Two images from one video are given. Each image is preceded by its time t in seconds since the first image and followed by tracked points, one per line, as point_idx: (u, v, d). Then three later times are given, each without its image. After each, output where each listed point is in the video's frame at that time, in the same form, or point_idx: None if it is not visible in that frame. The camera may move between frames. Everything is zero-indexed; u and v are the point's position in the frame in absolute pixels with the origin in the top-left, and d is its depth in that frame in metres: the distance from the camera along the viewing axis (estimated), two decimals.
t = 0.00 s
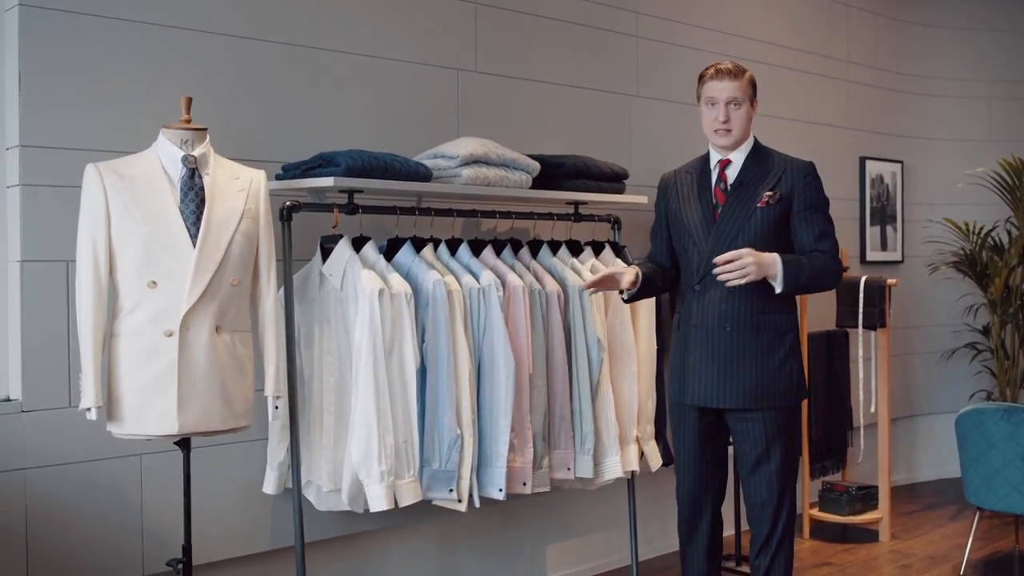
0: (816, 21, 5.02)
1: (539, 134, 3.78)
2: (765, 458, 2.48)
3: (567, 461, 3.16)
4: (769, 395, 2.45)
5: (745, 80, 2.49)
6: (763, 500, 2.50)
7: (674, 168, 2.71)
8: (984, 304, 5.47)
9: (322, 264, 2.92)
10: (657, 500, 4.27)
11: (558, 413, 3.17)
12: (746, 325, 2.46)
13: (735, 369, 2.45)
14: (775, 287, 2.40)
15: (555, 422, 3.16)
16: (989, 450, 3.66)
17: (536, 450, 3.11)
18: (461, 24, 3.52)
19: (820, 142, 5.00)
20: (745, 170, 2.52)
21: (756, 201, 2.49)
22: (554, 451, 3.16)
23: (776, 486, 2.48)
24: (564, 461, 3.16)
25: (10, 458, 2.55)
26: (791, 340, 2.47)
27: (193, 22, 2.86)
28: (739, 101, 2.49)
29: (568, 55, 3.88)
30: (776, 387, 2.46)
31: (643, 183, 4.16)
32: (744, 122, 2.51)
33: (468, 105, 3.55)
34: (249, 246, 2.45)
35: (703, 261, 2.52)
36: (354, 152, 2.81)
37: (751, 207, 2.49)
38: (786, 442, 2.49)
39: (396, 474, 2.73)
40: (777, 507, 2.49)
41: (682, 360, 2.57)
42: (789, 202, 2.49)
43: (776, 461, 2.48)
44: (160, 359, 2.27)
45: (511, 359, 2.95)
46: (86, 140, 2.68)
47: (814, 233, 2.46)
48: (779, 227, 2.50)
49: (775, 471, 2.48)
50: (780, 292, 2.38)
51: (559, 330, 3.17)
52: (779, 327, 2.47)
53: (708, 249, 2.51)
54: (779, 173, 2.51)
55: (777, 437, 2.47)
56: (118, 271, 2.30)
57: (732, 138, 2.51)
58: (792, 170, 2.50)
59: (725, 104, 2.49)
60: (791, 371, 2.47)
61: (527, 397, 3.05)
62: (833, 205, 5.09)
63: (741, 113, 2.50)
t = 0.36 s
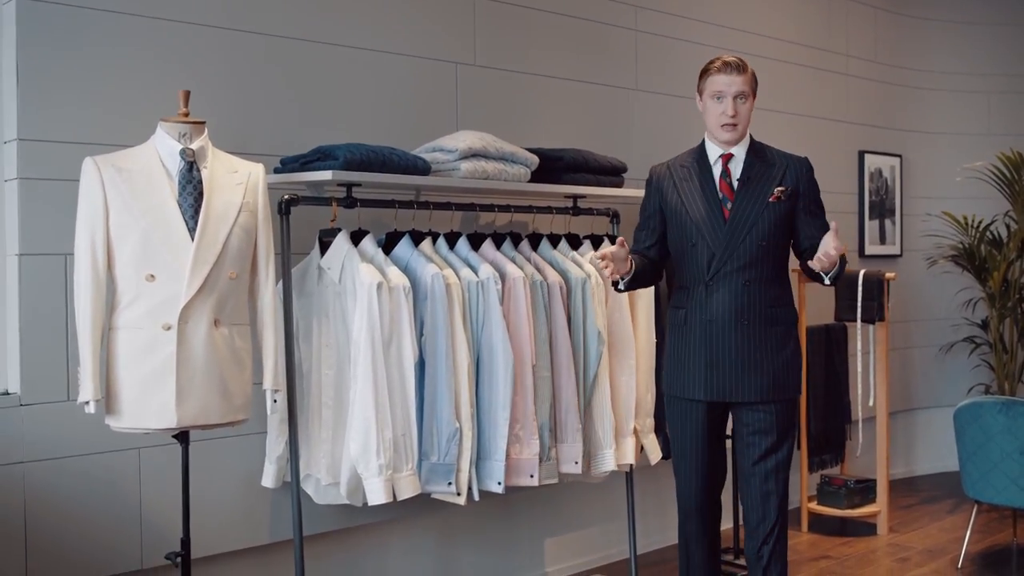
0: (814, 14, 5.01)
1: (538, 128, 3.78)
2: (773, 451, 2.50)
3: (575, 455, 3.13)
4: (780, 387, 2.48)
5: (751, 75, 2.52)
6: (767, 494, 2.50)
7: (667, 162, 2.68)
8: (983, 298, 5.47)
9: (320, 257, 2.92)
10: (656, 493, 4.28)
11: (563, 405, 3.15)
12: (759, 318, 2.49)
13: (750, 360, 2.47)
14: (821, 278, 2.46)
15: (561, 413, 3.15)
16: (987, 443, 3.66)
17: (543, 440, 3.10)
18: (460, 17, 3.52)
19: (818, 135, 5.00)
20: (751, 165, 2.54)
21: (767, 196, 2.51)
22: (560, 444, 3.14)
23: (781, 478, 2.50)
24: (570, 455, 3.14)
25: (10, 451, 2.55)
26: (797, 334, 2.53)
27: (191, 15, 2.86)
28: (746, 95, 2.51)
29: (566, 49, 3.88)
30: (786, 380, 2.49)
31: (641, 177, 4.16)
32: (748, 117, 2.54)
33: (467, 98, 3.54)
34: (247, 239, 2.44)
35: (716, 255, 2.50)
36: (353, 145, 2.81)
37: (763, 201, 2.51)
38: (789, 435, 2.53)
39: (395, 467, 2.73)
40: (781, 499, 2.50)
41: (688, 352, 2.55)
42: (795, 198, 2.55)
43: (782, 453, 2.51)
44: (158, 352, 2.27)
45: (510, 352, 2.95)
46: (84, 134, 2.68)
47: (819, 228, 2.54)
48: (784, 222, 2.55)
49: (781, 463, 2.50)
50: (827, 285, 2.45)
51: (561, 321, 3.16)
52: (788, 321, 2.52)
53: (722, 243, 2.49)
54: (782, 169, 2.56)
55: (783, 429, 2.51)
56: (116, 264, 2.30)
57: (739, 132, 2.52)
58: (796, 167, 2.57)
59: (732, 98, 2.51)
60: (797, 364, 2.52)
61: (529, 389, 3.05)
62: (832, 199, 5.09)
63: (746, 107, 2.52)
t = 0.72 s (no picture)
0: (811, 10, 5.01)
1: (534, 123, 3.77)
2: (765, 447, 2.50)
3: (564, 451, 3.17)
4: (771, 382, 2.49)
5: (749, 69, 2.51)
6: (761, 490, 2.51)
7: (665, 155, 2.69)
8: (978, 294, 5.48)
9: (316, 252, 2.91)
10: (652, 488, 4.28)
11: (555, 402, 3.16)
12: (750, 314, 2.50)
13: (740, 355, 2.48)
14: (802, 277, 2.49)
15: (552, 411, 3.16)
16: (981, 440, 3.67)
17: (537, 436, 3.11)
18: (456, 12, 3.51)
19: (815, 131, 5.00)
20: (747, 160, 2.54)
21: (761, 191, 2.51)
22: (552, 440, 3.16)
23: (775, 474, 2.50)
24: (561, 451, 3.17)
25: (5, 446, 2.55)
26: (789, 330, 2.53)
27: (186, 10, 2.85)
28: (744, 90, 2.50)
29: (562, 43, 3.87)
30: (777, 376, 2.50)
31: (637, 172, 4.16)
32: (745, 111, 2.54)
33: (463, 93, 3.54)
34: (243, 234, 2.44)
35: (706, 249, 2.51)
36: (348, 140, 2.80)
37: (756, 197, 2.51)
38: (782, 431, 2.53)
39: (391, 462, 2.72)
40: (774, 495, 2.51)
41: (679, 348, 2.56)
42: (790, 193, 2.54)
43: (775, 449, 2.51)
44: (153, 347, 2.27)
45: (506, 348, 2.95)
46: (79, 128, 2.67)
47: (813, 225, 2.53)
48: (779, 218, 2.54)
49: (774, 459, 2.50)
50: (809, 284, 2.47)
51: (555, 317, 3.16)
52: (779, 316, 2.52)
53: (713, 236, 2.50)
54: (779, 165, 2.55)
55: (775, 425, 2.51)
56: (111, 259, 2.29)
57: (735, 126, 2.53)
58: (792, 163, 2.56)
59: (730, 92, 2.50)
60: (789, 359, 2.52)
61: (525, 385, 3.04)
62: (828, 195, 5.09)
63: (744, 101, 2.52)
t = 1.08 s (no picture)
0: (809, 12, 5.02)
1: (532, 125, 3.77)
2: (762, 449, 2.51)
3: (553, 453, 3.16)
4: (767, 386, 2.49)
5: (750, 69, 2.54)
6: (757, 492, 2.52)
7: (668, 156, 2.72)
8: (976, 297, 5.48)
9: (313, 253, 2.91)
10: (649, 490, 4.28)
11: (546, 405, 3.17)
12: (746, 315, 2.49)
13: (736, 358, 2.48)
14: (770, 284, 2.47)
15: (543, 414, 3.17)
16: (978, 442, 3.68)
17: (527, 440, 3.11)
18: (454, 14, 3.51)
19: (812, 134, 5.01)
20: (747, 161, 2.55)
21: (759, 192, 2.52)
22: (542, 442, 3.16)
23: (772, 476, 2.51)
24: (550, 453, 3.17)
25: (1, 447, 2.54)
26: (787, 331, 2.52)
27: (184, 10, 2.85)
28: (745, 88, 2.53)
29: (561, 45, 3.88)
30: (774, 379, 2.49)
31: (635, 174, 4.16)
32: (746, 111, 2.56)
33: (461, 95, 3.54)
34: (240, 235, 2.44)
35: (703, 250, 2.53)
36: (345, 141, 2.80)
37: (754, 198, 2.52)
38: (780, 433, 2.53)
39: (388, 464, 2.72)
40: (772, 497, 2.52)
41: (676, 350, 2.57)
42: (790, 195, 2.54)
43: (772, 451, 2.52)
44: (150, 348, 2.27)
45: (503, 349, 2.95)
46: (76, 128, 2.67)
47: (812, 227, 2.53)
48: (778, 219, 2.55)
49: (771, 461, 2.51)
50: (774, 289, 2.45)
51: (549, 319, 3.16)
52: (776, 318, 2.51)
53: (708, 238, 2.53)
54: (780, 166, 2.55)
55: (772, 428, 2.51)
56: (108, 260, 2.29)
57: (735, 124, 2.54)
58: (793, 164, 2.55)
59: (731, 90, 2.53)
60: (787, 361, 2.51)
61: (518, 388, 3.05)
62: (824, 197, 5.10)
63: (745, 101, 2.54)
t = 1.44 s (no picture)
0: (810, 15, 5.02)
1: (533, 127, 3.78)
2: (765, 454, 2.53)
3: (554, 456, 3.16)
4: (772, 390, 2.51)
5: (762, 72, 2.56)
6: (761, 496, 2.54)
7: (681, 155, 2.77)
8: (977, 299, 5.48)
9: (314, 255, 2.91)
10: (650, 493, 4.28)
11: (545, 408, 3.17)
12: (751, 320, 2.53)
13: (740, 363, 2.51)
14: (762, 291, 2.51)
15: (542, 417, 3.17)
16: (980, 445, 3.67)
17: (525, 443, 3.10)
18: (455, 16, 3.51)
19: (813, 136, 5.01)
20: (759, 165, 2.58)
21: (769, 197, 2.55)
22: (542, 444, 3.16)
23: (776, 480, 2.53)
24: (550, 456, 3.17)
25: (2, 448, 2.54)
26: (792, 337, 2.56)
27: (185, 12, 2.85)
28: (755, 91, 2.56)
29: (562, 47, 3.88)
30: (778, 384, 2.52)
31: (636, 176, 4.17)
32: (758, 114, 2.59)
33: (462, 97, 3.54)
34: (241, 237, 2.44)
35: (711, 251, 2.58)
36: (347, 143, 2.80)
37: (765, 203, 2.55)
38: (784, 438, 2.55)
39: (389, 466, 2.72)
40: (775, 502, 2.54)
41: (680, 354, 2.60)
42: (800, 201, 2.57)
43: (775, 457, 2.54)
44: (150, 350, 2.27)
45: (503, 352, 2.95)
46: (78, 130, 2.67)
47: (821, 233, 2.56)
48: (787, 225, 2.58)
49: (775, 465, 2.54)
50: (767, 297, 2.49)
51: (548, 322, 3.16)
52: (781, 324, 2.55)
53: (716, 241, 2.57)
54: (791, 172, 2.59)
55: (776, 432, 2.54)
56: (109, 261, 2.29)
57: (746, 128, 2.57)
58: (805, 170, 2.58)
59: (741, 93, 2.56)
60: (791, 366, 2.54)
61: (517, 391, 3.05)
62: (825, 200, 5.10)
63: (757, 104, 2.57)
